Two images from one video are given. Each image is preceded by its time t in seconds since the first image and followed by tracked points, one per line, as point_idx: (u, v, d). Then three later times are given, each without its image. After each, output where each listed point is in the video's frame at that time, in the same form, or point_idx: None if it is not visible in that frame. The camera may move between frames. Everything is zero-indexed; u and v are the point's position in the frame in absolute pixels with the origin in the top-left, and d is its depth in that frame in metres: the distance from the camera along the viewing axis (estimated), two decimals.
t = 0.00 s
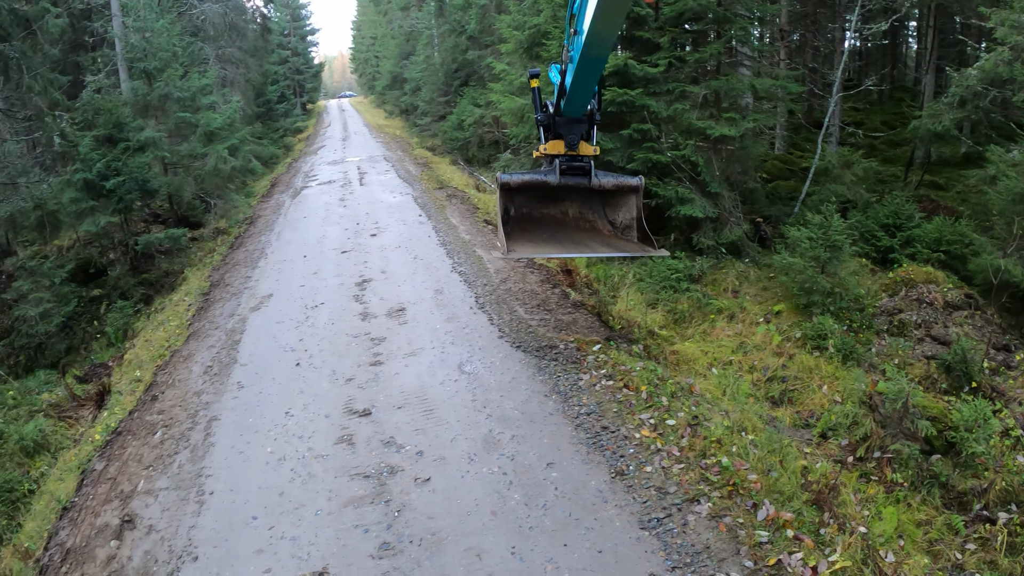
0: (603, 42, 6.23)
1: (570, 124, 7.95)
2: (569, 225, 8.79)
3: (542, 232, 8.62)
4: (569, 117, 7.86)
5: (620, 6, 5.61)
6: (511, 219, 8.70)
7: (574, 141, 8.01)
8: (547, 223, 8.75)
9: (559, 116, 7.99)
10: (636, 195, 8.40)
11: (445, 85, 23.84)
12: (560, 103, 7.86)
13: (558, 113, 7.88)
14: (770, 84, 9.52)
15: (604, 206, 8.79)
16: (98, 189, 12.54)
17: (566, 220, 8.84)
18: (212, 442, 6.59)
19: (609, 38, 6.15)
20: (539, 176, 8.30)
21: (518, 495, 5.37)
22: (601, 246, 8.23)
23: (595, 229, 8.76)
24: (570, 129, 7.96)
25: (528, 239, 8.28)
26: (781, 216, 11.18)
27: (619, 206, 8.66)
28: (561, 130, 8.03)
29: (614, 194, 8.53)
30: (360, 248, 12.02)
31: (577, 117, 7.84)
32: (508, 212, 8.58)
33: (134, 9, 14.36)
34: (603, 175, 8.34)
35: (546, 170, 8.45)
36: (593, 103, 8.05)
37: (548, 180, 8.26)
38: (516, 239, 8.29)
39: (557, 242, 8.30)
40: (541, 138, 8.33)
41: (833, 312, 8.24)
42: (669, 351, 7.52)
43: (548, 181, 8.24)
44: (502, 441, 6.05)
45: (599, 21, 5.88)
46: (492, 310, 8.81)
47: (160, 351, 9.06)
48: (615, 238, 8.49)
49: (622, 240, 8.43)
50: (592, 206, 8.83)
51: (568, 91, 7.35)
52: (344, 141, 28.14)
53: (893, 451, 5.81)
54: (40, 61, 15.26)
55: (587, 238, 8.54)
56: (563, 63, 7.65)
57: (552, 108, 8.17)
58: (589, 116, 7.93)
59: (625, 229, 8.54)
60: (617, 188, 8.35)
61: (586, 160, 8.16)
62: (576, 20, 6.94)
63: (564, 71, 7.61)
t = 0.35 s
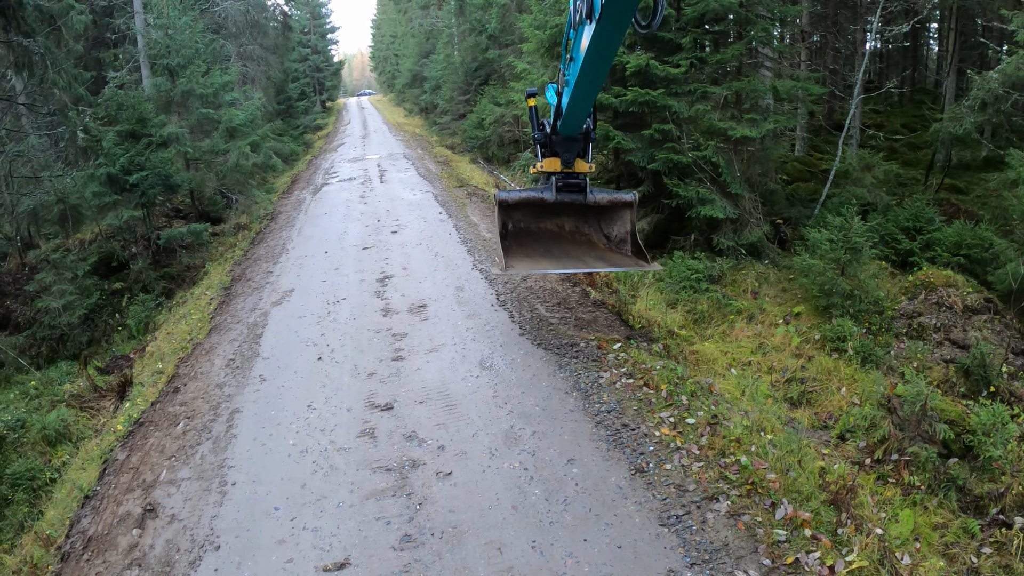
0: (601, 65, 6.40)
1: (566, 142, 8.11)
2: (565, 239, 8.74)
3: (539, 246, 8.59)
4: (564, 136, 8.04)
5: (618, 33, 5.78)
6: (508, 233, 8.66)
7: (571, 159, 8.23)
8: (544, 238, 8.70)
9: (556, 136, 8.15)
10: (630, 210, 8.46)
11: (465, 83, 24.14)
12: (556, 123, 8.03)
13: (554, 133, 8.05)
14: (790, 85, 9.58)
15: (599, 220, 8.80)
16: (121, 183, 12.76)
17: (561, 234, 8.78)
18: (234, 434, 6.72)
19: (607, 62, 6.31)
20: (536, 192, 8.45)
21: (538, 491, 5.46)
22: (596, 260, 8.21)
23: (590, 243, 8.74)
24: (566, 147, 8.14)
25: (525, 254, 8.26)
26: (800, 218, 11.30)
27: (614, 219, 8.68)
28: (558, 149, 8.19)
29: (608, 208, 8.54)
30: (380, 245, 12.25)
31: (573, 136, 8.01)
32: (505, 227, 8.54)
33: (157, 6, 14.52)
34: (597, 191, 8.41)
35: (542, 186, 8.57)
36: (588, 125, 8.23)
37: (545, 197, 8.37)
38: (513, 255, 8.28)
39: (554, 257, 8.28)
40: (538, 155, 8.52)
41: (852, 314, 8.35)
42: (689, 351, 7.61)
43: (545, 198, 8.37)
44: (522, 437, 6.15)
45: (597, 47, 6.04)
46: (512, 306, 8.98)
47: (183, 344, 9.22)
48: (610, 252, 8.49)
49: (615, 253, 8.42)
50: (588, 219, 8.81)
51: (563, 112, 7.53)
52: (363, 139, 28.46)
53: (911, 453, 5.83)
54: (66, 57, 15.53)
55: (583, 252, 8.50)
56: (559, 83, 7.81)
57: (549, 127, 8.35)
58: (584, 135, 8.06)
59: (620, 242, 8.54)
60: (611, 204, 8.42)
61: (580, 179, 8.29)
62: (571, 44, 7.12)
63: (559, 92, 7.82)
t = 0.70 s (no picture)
0: (605, 77, 6.56)
1: (566, 143, 8.21)
2: (564, 233, 8.92)
3: (538, 240, 8.74)
4: (565, 137, 8.13)
5: (623, 49, 5.97)
6: (509, 227, 8.81)
7: (570, 159, 8.36)
8: (543, 232, 8.90)
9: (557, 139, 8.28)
10: (628, 206, 8.48)
11: (472, 83, 24.20)
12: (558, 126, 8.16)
13: (555, 136, 8.16)
14: (798, 86, 9.59)
15: (598, 214, 8.94)
16: (129, 181, 12.82)
17: (561, 228, 8.94)
18: (241, 431, 6.76)
19: (611, 73, 6.48)
20: (538, 191, 8.42)
21: (544, 490, 5.47)
22: (593, 255, 8.32)
23: (589, 236, 8.90)
24: (567, 148, 8.25)
25: (524, 250, 8.39)
26: (807, 220, 11.30)
27: (611, 214, 8.79)
28: (559, 151, 8.32)
29: (606, 204, 8.58)
30: (387, 243, 12.30)
31: (573, 137, 8.09)
32: (507, 222, 8.68)
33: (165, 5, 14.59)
34: (596, 189, 8.43)
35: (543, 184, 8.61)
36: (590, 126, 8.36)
37: (545, 196, 8.37)
38: (512, 250, 8.45)
39: (553, 252, 8.43)
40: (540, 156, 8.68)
41: (860, 316, 8.35)
42: (695, 352, 7.62)
43: (545, 197, 8.36)
44: (529, 436, 6.17)
45: (602, 62, 6.22)
46: (518, 306, 9.00)
47: (190, 342, 9.26)
48: (607, 246, 8.58)
49: (612, 248, 8.47)
50: (585, 214, 8.96)
51: (566, 117, 7.62)
52: (370, 138, 28.57)
53: (917, 456, 5.83)
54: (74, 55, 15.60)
55: (580, 246, 8.63)
56: (559, 89, 7.97)
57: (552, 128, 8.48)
58: (586, 137, 8.12)
59: (617, 236, 8.58)
60: (610, 201, 8.47)
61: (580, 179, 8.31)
62: (573, 53, 7.23)
63: (561, 96, 7.88)
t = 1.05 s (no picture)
0: (618, 94, 6.42)
1: (579, 151, 8.17)
2: (577, 239, 8.72)
3: (552, 247, 8.56)
4: (578, 146, 8.04)
5: (637, 67, 5.81)
6: (522, 234, 8.67)
7: (583, 166, 8.29)
8: (557, 239, 8.70)
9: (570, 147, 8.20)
10: (641, 213, 8.41)
11: (475, 83, 24.22)
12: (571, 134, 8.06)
13: (568, 144, 8.08)
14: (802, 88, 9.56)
15: (610, 220, 8.74)
16: (131, 180, 12.81)
17: (574, 235, 8.76)
18: (241, 431, 6.75)
19: (624, 90, 6.33)
20: (551, 198, 8.49)
21: (543, 492, 5.45)
22: (606, 262, 8.18)
23: (601, 243, 8.70)
24: (580, 156, 8.21)
25: (537, 256, 8.27)
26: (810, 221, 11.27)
27: (624, 220, 8.62)
28: (572, 159, 8.26)
29: (618, 212, 8.53)
30: (389, 243, 12.28)
31: (587, 145, 8.01)
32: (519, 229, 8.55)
33: (168, 5, 14.57)
34: (609, 196, 8.40)
35: (556, 192, 8.63)
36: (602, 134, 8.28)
37: (559, 203, 8.42)
38: (525, 257, 8.31)
39: (567, 258, 8.25)
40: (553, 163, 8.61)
41: (862, 318, 8.32)
42: (697, 354, 7.58)
43: (559, 204, 8.40)
44: (528, 437, 6.15)
45: (615, 81, 6.08)
46: (519, 306, 8.98)
47: (191, 341, 9.25)
48: (619, 253, 8.45)
49: (624, 255, 8.37)
50: (598, 220, 8.77)
51: (579, 127, 7.50)
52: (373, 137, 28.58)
53: (919, 460, 5.79)
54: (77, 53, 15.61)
55: (593, 253, 8.44)
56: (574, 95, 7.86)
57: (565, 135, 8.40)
58: (599, 145, 8.04)
59: (629, 243, 8.48)
60: (622, 208, 8.40)
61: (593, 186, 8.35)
62: (587, 65, 7.09)
63: (576, 106, 7.76)
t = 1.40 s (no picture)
0: (625, 122, 6.50)
1: (589, 178, 8.25)
2: (586, 266, 8.61)
3: (560, 275, 8.44)
4: (588, 172, 8.12)
5: (648, 95, 5.88)
6: (532, 261, 8.60)
7: (592, 194, 8.38)
8: (566, 266, 8.59)
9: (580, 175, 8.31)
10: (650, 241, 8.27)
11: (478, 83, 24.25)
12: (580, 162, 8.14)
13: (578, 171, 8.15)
14: (804, 88, 9.56)
15: (619, 248, 8.61)
16: (134, 179, 12.79)
17: (583, 262, 8.65)
18: (241, 430, 6.74)
19: (635, 117, 6.37)
20: (561, 225, 8.43)
21: (543, 494, 5.42)
22: (614, 289, 8.06)
23: (610, 270, 8.56)
24: (589, 183, 8.29)
25: (545, 283, 8.19)
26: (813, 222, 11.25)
27: (633, 247, 8.48)
28: (581, 186, 8.33)
29: (626, 239, 8.39)
30: (390, 243, 12.28)
31: (596, 171, 8.08)
32: (529, 256, 8.49)
33: (172, 4, 14.62)
34: (618, 223, 8.30)
35: (566, 220, 8.58)
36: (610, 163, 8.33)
37: (568, 230, 8.34)
38: (534, 284, 8.23)
39: (575, 285, 8.14)
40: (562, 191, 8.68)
41: (865, 320, 8.30)
42: (698, 355, 7.55)
43: (569, 231, 8.34)
44: (528, 439, 6.12)
45: (624, 109, 6.18)
46: (520, 307, 8.96)
47: (193, 340, 9.25)
48: (627, 280, 8.31)
49: (633, 281, 8.26)
50: (607, 247, 8.61)
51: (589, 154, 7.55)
52: (375, 138, 28.59)
53: (921, 463, 5.76)
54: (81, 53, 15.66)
55: (602, 281, 8.30)
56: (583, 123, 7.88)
57: (574, 163, 8.50)
58: (607, 172, 8.10)
59: (638, 270, 8.35)
60: (631, 235, 8.27)
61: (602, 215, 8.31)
62: (595, 96, 7.17)
63: (584, 134, 7.81)
